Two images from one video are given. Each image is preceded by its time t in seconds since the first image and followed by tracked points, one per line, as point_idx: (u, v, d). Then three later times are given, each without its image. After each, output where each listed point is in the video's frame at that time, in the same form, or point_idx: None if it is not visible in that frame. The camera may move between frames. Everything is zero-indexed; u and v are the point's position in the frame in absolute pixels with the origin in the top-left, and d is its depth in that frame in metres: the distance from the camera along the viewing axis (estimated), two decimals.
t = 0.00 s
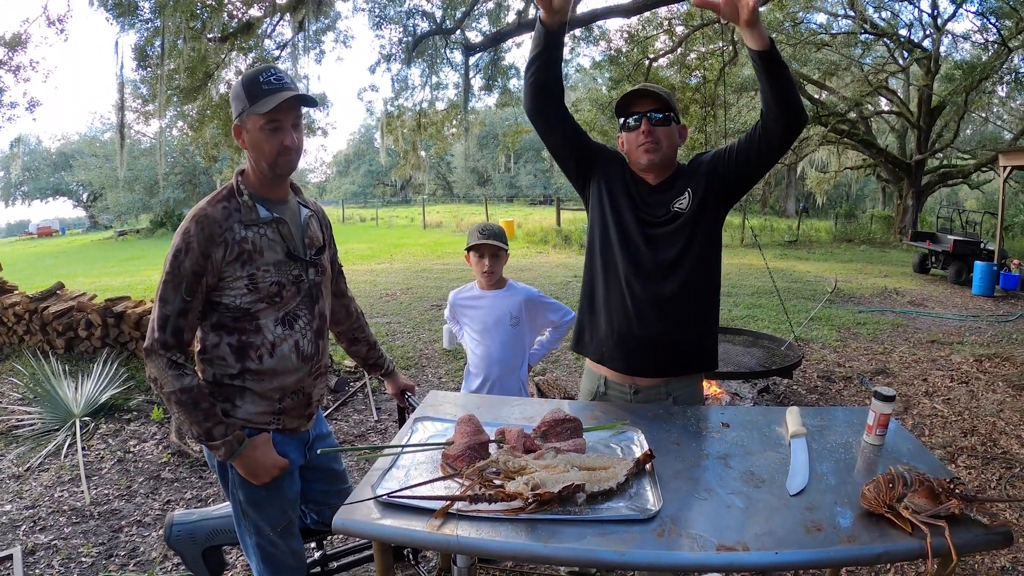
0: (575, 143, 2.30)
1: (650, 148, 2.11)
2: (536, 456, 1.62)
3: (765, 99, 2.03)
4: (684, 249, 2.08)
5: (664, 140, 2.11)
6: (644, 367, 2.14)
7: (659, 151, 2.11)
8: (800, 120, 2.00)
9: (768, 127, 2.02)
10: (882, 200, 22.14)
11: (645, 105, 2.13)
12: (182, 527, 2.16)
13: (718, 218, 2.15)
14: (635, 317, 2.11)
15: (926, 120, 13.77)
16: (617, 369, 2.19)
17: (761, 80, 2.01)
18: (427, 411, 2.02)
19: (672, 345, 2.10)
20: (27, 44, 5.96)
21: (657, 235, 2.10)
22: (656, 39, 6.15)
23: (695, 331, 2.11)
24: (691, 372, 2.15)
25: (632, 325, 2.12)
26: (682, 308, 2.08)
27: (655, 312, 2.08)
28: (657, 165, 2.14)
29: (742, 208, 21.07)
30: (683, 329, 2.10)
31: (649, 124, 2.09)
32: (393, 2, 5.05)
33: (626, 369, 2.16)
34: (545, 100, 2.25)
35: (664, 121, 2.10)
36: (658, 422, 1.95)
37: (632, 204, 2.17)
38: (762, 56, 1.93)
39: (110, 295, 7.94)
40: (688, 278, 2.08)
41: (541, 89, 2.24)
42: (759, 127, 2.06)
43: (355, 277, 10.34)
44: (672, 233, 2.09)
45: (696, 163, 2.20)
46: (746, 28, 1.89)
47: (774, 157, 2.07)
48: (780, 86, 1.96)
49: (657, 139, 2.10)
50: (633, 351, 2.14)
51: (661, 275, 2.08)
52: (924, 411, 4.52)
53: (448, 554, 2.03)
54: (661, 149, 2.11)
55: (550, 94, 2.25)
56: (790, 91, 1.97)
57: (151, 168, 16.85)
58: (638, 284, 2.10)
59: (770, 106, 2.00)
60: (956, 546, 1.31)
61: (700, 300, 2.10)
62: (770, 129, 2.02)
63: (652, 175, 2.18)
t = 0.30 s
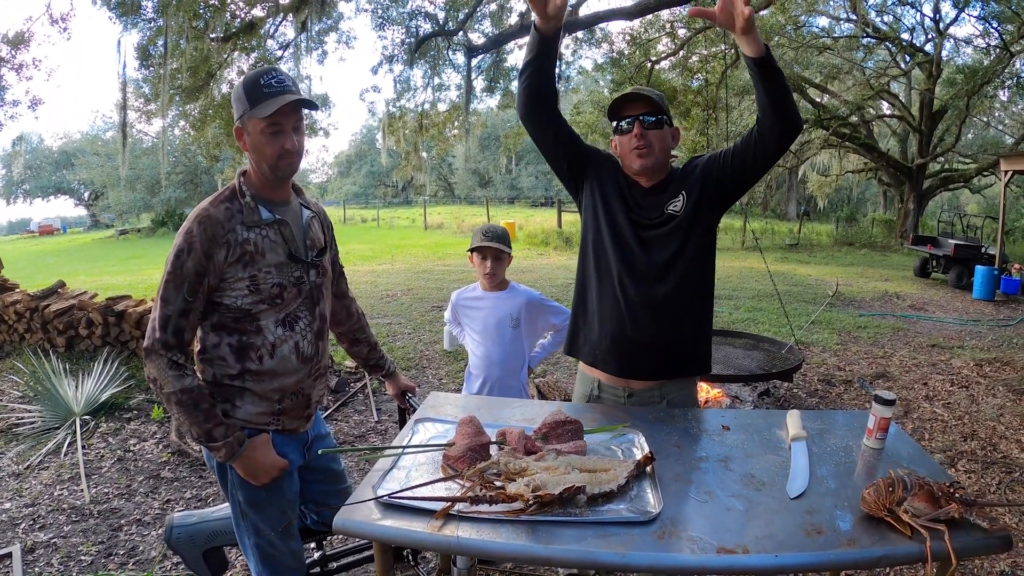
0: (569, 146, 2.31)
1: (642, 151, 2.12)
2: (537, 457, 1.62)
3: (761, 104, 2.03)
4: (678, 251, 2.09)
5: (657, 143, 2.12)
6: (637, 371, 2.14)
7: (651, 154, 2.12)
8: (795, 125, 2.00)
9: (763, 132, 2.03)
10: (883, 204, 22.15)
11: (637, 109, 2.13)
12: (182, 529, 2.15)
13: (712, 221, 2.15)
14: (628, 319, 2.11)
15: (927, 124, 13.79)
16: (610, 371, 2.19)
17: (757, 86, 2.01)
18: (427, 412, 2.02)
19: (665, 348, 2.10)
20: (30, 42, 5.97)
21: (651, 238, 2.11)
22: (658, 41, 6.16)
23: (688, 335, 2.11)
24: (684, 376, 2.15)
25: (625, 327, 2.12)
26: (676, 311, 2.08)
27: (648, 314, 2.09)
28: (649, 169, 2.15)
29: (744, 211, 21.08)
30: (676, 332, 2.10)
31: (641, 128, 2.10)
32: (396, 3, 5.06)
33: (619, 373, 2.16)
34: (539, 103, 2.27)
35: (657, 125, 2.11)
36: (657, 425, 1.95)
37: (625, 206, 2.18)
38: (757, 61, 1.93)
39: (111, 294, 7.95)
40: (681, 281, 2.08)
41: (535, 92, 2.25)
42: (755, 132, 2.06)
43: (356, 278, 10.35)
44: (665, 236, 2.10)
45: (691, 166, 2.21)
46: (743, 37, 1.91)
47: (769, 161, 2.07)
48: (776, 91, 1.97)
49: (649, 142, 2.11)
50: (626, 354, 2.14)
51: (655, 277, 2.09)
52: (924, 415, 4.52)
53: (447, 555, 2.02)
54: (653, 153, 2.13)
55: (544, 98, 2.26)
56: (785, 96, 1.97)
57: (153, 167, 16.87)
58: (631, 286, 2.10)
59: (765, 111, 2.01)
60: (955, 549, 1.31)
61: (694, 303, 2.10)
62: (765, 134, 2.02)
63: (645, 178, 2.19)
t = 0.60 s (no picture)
0: (569, 149, 2.32)
1: (642, 153, 2.11)
2: (542, 459, 1.62)
3: (759, 107, 2.04)
4: (677, 252, 2.09)
5: (657, 145, 2.12)
6: (636, 374, 2.14)
7: (651, 156, 2.12)
8: (793, 127, 2.00)
9: (761, 134, 2.03)
10: (887, 206, 22.09)
11: (636, 111, 2.13)
12: (186, 529, 2.16)
13: (712, 223, 2.15)
14: (628, 321, 2.11)
15: (931, 127, 13.75)
16: (611, 373, 2.19)
17: (755, 89, 2.02)
18: (431, 413, 2.03)
19: (665, 351, 2.10)
20: (35, 43, 5.99)
21: (651, 239, 2.11)
22: (662, 44, 6.16)
23: (688, 337, 2.11)
24: (683, 378, 2.16)
25: (624, 329, 2.12)
26: (675, 313, 2.08)
27: (647, 317, 2.09)
28: (650, 172, 2.15)
29: (747, 213, 21.06)
30: (676, 334, 2.10)
31: (642, 130, 2.10)
32: (401, 5, 5.07)
33: (619, 375, 2.16)
34: (538, 107, 2.29)
35: (656, 128, 2.11)
36: (660, 427, 1.95)
37: (625, 208, 2.18)
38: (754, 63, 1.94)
39: (115, 294, 7.98)
40: (680, 284, 2.08)
41: (535, 94, 2.26)
42: (753, 134, 2.07)
43: (359, 279, 10.37)
44: (665, 237, 2.10)
45: (691, 168, 2.21)
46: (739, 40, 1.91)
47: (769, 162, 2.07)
48: (774, 93, 1.98)
49: (650, 145, 2.11)
50: (626, 356, 2.14)
51: (654, 279, 2.09)
52: (927, 418, 4.51)
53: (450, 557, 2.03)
54: (653, 155, 2.12)
55: (543, 102, 2.28)
56: (783, 98, 1.98)
57: (157, 168, 16.94)
58: (630, 288, 2.11)
59: (763, 114, 2.01)
60: (959, 552, 1.31)
61: (693, 305, 2.10)
62: (763, 136, 2.02)
63: (645, 181, 2.19)
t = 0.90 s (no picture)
0: (570, 150, 2.32)
1: (643, 155, 2.12)
2: (545, 459, 1.63)
3: (759, 108, 2.04)
4: (679, 253, 2.09)
5: (658, 147, 2.13)
6: (638, 374, 2.15)
7: (652, 157, 2.13)
8: (793, 128, 2.01)
9: (762, 135, 2.04)
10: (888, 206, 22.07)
11: (637, 112, 2.14)
12: (188, 524, 2.17)
13: (713, 224, 2.15)
14: (629, 322, 2.11)
15: (933, 126, 13.73)
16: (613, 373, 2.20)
17: (755, 91, 2.03)
18: (434, 413, 2.03)
19: (666, 351, 2.11)
20: (36, 43, 6.00)
21: (651, 240, 2.11)
22: (663, 43, 6.15)
23: (690, 338, 2.12)
24: (686, 379, 2.16)
25: (626, 330, 2.12)
26: (676, 313, 2.09)
27: (649, 317, 2.09)
28: (651, 173, 2.16)
29: (748, 213, 21.04)
30: (677, 334, 2.10)
31: (643, 132, 2.11)
32: (402, 5, 5.07)
33: (621, 375, 2.16)
34: (539, 109, 2.28)
35: (657, 129, 2.12)
36: (663, 427, 1.95)
37: (626, 209, 2.18)
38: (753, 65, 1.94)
39: (116, 295, 8.00)
40: (681, 285, 2.08)
41: (535, 95, 2.26)
42: (753, 136, 2.07)
43: (360, 279, 10.38)
44: (666, 238, 2.10)
45: (691, 169, 2.21)
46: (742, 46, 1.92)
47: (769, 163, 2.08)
48: (774, 95, 1.98)
49: (651, 146, 2.11)
50: (628, 356, 2.14)
51: (655, 280, 2.09)
52: (929, 418, 4.50)
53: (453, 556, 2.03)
54: (653, 156, 2.13)
55: (545, 104, 2.28)
56: (782, 100, 1.98)
57: (158, 168, 16.95)
58: (631, 289, 2.11)
59: (763, 115, 2.02)
60: (961, 552, 1.31)
61: (695, 305, 2.11)
62: (763, 137, 2.03)
63: (644, 181, 2.20)
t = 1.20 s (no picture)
0: (573, 154, 2.32)
1: (648, 162, 2.15)
2: (545, 462, 1.63)
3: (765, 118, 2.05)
4: (682, 258, 2.10)
5: (662, 153, 2.15)
6: (641, 377, 2.15)
7: (657, 164, 2.15)
8: (799, 137, 2.02)
9: (767, 144, 2.05)
10: (887, 211, 22.11)
11: (642, 118, 2.14)
12: (186, 525, 2.17)
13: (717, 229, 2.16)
14: (632, 326, 2.12)
15: (932, 132, 13.76)
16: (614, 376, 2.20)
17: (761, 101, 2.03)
18: (434, 415, 2.03)
19: (669, 355, 2.12)
20: (38, 42, 6.01)
21: (655, 244, 2.12)
22: (664, 48, 6.16)
23: (692, 342, 2.13)
24: (687, 382, 2.17)
25: (629, 333, 2.13)
26: (679, 318, 2.10)
27: (652, 321, 2.10)
28: (654, 178, 2.18)
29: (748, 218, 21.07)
30: (679, 338, 2.11)
31: (648, 137, 2.12)
32: (404, 8, 5.09)
33: (623, 379, 2.17)
34: (543, 114, 2.28)
35: (661, 135, 2.14)
36: (662, 430, 1.96)
37: (630, 213, 2.18)
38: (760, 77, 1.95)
39: (115, 295, 8.01)
40: (684, 289, 2.09)
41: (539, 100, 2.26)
42: (758, 144, 2.08)
43: (359, 281, 10.38)
44: (670, 243, 2.11)
45: (696, 175, 2.22)
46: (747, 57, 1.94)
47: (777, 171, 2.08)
48: (780, 106, 2.00)
49: (655, 152, 2.14)
50: (630, 359, 2.15)
51: (658, 284, 2.10)
52: (927, 423, 4.51)
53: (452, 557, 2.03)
54: (659, 162, 2.15)
55: (548, 110, 2.26)
56: (789, 110, 2.00)
57: (158, 169, 16.96)
58: (634, 293, 2.11)
59: (769, 125, 2.03)
60: (958, 556, 1.31)
61: (698, 310, 2.12)
62: (769, 146, 2.04)
63: (650, 187, 2.22)
